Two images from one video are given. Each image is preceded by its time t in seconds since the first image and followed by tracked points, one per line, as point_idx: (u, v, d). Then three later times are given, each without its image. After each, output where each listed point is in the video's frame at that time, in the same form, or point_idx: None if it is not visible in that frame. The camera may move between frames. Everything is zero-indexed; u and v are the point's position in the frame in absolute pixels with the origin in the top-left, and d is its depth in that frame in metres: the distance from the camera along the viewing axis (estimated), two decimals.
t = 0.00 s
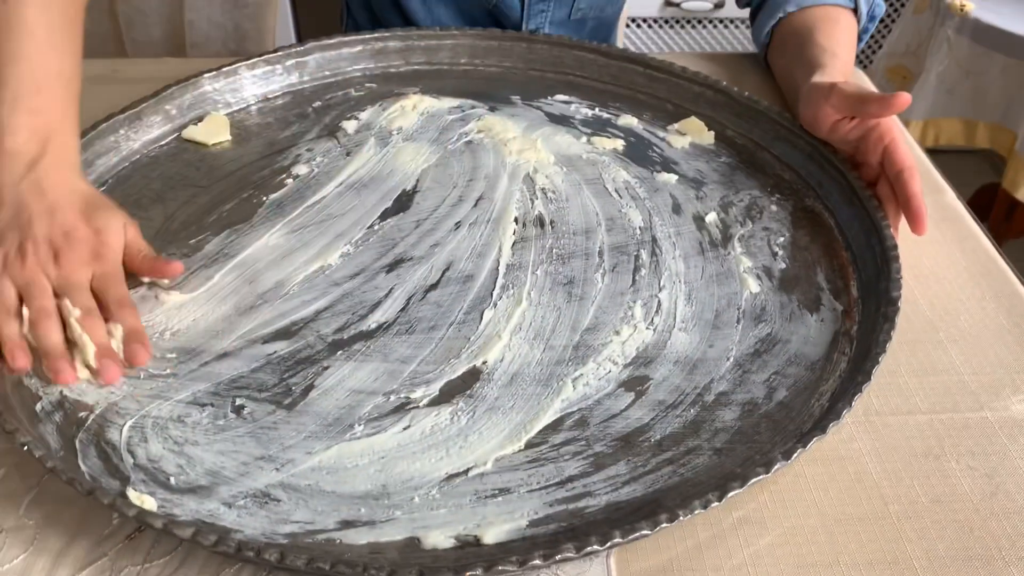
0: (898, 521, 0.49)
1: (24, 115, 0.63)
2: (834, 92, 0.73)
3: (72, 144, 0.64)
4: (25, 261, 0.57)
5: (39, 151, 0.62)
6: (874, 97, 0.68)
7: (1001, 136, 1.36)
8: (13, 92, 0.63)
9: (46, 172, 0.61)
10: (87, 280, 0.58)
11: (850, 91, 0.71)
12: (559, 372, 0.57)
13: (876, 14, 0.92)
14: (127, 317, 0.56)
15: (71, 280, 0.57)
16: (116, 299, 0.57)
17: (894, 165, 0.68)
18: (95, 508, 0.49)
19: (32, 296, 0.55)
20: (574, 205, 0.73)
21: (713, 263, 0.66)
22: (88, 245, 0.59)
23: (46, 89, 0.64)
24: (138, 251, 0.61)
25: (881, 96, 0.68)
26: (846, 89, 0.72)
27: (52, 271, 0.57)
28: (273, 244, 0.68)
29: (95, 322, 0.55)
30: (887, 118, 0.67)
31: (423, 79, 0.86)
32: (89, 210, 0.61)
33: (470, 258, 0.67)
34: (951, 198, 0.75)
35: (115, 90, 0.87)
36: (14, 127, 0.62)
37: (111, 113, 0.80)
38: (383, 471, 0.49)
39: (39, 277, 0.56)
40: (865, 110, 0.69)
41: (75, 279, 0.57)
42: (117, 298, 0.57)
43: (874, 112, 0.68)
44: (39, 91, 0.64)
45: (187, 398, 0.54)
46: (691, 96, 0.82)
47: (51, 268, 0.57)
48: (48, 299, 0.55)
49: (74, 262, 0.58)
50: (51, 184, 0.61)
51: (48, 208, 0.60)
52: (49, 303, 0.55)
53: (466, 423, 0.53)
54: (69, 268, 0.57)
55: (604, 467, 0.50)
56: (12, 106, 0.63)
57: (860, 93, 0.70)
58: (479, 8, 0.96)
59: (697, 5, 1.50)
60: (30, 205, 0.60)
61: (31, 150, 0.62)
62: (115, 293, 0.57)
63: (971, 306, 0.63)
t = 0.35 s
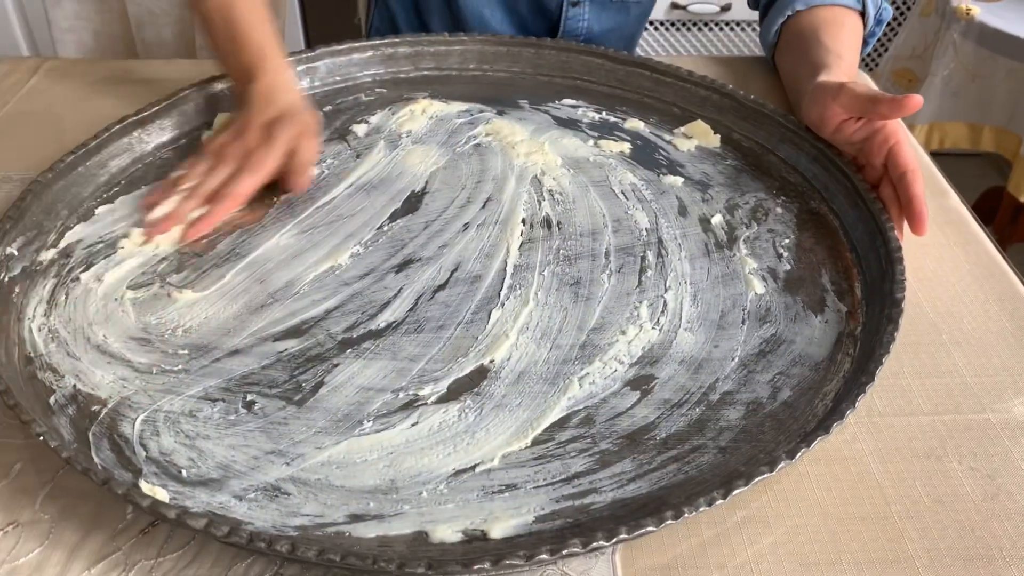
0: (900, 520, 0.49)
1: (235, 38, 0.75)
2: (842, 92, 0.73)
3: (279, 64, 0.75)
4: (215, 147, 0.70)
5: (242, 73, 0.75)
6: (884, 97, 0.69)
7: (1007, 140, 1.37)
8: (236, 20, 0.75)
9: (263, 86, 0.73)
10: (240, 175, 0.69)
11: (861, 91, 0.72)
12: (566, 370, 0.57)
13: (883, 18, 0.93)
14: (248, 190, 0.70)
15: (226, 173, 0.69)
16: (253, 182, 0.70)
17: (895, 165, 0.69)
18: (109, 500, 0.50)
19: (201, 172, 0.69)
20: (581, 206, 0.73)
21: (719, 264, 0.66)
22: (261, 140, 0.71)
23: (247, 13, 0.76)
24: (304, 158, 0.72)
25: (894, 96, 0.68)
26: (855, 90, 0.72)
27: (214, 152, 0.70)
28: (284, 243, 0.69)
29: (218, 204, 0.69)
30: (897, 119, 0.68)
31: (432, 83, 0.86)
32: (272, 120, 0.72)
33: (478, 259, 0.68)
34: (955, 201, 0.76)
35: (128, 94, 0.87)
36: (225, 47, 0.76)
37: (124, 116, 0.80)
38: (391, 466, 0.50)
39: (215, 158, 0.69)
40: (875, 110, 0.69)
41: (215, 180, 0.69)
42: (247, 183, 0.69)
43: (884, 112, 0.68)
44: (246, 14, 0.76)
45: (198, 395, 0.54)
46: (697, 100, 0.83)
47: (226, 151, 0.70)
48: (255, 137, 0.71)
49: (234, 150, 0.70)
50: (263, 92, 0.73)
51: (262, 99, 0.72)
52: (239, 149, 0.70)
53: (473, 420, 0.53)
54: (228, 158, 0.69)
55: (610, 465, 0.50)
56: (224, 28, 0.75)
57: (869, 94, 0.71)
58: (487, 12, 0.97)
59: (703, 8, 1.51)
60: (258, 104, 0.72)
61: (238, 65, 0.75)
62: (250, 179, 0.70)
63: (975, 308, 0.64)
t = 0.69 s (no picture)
0: (909, 524, 0.49)
1: (299, 48, 0.77)
2: (851, 92, 0.73)
3: (347, 73, 0.79)
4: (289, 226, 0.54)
5: (332, 68, 0.78)
6: (893, 97, 0.68)
7: (1015, 142, 1.36)
8: (288, 15, 0.77)
9: (346, 83, 0.78)
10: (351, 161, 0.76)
11: (869, 91, 0.71)
12: (573, 374, 0.57)
13: (893, 22, 0.93)
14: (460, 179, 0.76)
15: (377, 152, 0.76)
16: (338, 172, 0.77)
17: (905, 167, 0.68)
18: (121, 503, 0.50)
19: (334, 165, 0.77)
20: (589, 210, 0.74)
21: (726, 268, 0.67)
22: (382, 141, 0.76)
23: (291, 14, 0.77)
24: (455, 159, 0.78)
25: (903, 95, 0.67)
26: (864, 90, 0.72)
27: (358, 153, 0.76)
28: (294, 247, 0.69)
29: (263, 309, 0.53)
30: (907, 117, 0.67)
31: (439, 87, 0.87)
32: (335, 142, 0.77)
33: (486, 263, 0.68)
34: (963, 204, 0.76)
35: (137, 98, 0.88)
36: (297, 40, 0.77)
37: (133, 121, 0.80)
38: (400, 469, 0.50)
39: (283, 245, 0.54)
40: (884, 109, 0.69)
41: (352, 157, 0.76)
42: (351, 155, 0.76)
43: (894, 111, 0.68)
44: (291, 15, 0.77)
45: (208, 398, 0.55)
46: (705, 103, 0.83)
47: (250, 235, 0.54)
48: (363, 153, 0.76)
49: (370, 150, 0.76)
50: (324, 111, 0.77)
51: (332, 139, 0.77)
52: (359, 152, 0.76)
53: (482, 423, 0.53)
54: (374, 148, 0.76)
55: (618, 468, 0.50)
56: (270, 23, 0.77)
57: (878, 94, 0.70)
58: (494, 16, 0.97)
59: (711, 11, 1.50)
60: (319, 104, 0.77)
61: (324, 62, 0.78)
62: (356, 153, 0.76)
63: (983, 311, 0.64)
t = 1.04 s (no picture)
0: (916, 524, 0.49)
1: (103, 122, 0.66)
2: (858, 95, 0.73)
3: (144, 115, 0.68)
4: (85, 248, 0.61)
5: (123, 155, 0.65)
6: (900, 99, 0.68)
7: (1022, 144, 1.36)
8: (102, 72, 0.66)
9: (138, 160, 0.66)
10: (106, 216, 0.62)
11: (876, 93, 0.71)
12: (579, 374, 0.57)
13: (897, 23, 0.92)
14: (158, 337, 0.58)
15: (125, 280, 0.59)
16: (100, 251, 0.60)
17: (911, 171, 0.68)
18: (128, 502, 0.50)
19: (64, 283, 0.59)
20: (595, 210, 0.74)
21: (732, 268, 0.66)
22: (128, 258, 0.60)
23: (120, 68, 0.67)
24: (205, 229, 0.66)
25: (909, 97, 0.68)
26: (871, 93, 0.72)
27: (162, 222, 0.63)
28: (299, 247, 0.69)
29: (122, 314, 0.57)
30: (912, 121, 0.67)
31: (445, 88, 0.87)
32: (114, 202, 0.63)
33: (491, 263, 0.68)
34: (970, 205, 0.76)
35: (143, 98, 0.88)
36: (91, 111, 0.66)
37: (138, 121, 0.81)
38: (406, 470, 0.50)
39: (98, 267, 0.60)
40: (891, 112, 0.69)
41: (125, 207, 0.63)
42: (133, 205, 0.64)
43: (900, 114, 0.68)
44: (98, 57, 0.66)
45: (215, 398, 0.55)
46: (710, 104, 0.83)
47: (118, 253, 0.60)
48: (144, 234, 0.62)
49: (132, 190, 0.65)
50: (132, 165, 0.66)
51: (102, 201, 0.63)
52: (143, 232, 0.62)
53: (487, 424, 0.53)
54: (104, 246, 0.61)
55: (624, 469, 0.50)
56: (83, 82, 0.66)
57: (884, 97, 0.70)
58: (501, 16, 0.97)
59: (717, 14, 1.50)
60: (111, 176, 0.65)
61: (115, 153, 0.65)
62: (128, 203, 0.64)
63: (990, 313, 0.64)
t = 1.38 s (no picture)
0: (916, 524, 0.49)
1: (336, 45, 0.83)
2: (860, 93, 0.73)
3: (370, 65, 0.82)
4: (310, 119, 0.78)
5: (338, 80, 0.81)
6: (904, 96, 0.68)
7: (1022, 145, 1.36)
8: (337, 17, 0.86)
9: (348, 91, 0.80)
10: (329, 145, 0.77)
11: (879, 91, 0.71)
12: (578, 371, 0.57)
13: (899, 23, 0.93)
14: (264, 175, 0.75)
15: (313, 138, 0.77)
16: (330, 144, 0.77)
17: (911, 168, 0.68)
18: (125, 499, 0.50)
19: (275, 134, 0.77)
20: (595, 210, 0.73)
21: (733, 266, 0.66)
22: (324, 117, 0.79)
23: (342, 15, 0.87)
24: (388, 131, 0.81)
25: (914, 95, 0.68)
26: (873, 91, 0.72)
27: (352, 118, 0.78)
28: (297, 246, 0.69)
29: (302, 160, 0.76)
30: (917, 117, 0.67)
31: (445, 89, 0.87)
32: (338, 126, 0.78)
33: (490, 262, 0.68)
34: (970, 204, 0.76)
35: (142, 98, 0.88)
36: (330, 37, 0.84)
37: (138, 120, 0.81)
38: (404, 465, 0.50)
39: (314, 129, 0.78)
40: (894, 109, 0.69)
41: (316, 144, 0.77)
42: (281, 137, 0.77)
43: (905, 110, 0.68)
44: (340, 11, 0.87)
45: (212, 395, 0.55)
46: (710, 104, 0.83)
47: (313, 120, 0.78)
48: (341, 108, 0.79)
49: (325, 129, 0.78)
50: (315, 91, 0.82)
51: (347, 77, 0.80)
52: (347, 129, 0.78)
53: (486, 421, 0.53)
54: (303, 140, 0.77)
55: (624, 466, 0.50)
56: (331, 30, 0.85)
57: (887, 95, 0.70)
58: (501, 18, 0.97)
59: (717, 15, 1.50)
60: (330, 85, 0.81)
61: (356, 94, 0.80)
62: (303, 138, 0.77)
63: (992, 312, 0.63)
